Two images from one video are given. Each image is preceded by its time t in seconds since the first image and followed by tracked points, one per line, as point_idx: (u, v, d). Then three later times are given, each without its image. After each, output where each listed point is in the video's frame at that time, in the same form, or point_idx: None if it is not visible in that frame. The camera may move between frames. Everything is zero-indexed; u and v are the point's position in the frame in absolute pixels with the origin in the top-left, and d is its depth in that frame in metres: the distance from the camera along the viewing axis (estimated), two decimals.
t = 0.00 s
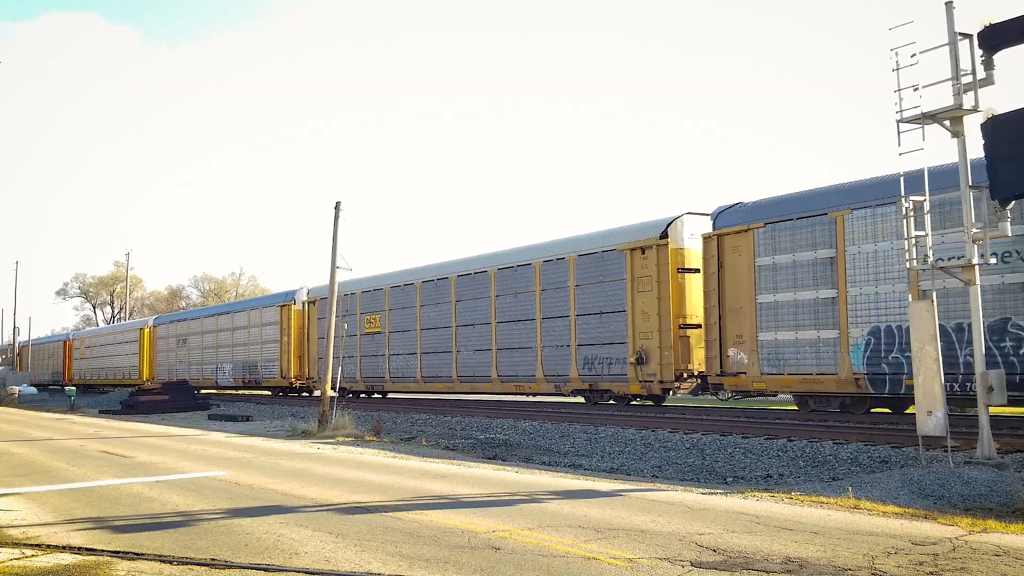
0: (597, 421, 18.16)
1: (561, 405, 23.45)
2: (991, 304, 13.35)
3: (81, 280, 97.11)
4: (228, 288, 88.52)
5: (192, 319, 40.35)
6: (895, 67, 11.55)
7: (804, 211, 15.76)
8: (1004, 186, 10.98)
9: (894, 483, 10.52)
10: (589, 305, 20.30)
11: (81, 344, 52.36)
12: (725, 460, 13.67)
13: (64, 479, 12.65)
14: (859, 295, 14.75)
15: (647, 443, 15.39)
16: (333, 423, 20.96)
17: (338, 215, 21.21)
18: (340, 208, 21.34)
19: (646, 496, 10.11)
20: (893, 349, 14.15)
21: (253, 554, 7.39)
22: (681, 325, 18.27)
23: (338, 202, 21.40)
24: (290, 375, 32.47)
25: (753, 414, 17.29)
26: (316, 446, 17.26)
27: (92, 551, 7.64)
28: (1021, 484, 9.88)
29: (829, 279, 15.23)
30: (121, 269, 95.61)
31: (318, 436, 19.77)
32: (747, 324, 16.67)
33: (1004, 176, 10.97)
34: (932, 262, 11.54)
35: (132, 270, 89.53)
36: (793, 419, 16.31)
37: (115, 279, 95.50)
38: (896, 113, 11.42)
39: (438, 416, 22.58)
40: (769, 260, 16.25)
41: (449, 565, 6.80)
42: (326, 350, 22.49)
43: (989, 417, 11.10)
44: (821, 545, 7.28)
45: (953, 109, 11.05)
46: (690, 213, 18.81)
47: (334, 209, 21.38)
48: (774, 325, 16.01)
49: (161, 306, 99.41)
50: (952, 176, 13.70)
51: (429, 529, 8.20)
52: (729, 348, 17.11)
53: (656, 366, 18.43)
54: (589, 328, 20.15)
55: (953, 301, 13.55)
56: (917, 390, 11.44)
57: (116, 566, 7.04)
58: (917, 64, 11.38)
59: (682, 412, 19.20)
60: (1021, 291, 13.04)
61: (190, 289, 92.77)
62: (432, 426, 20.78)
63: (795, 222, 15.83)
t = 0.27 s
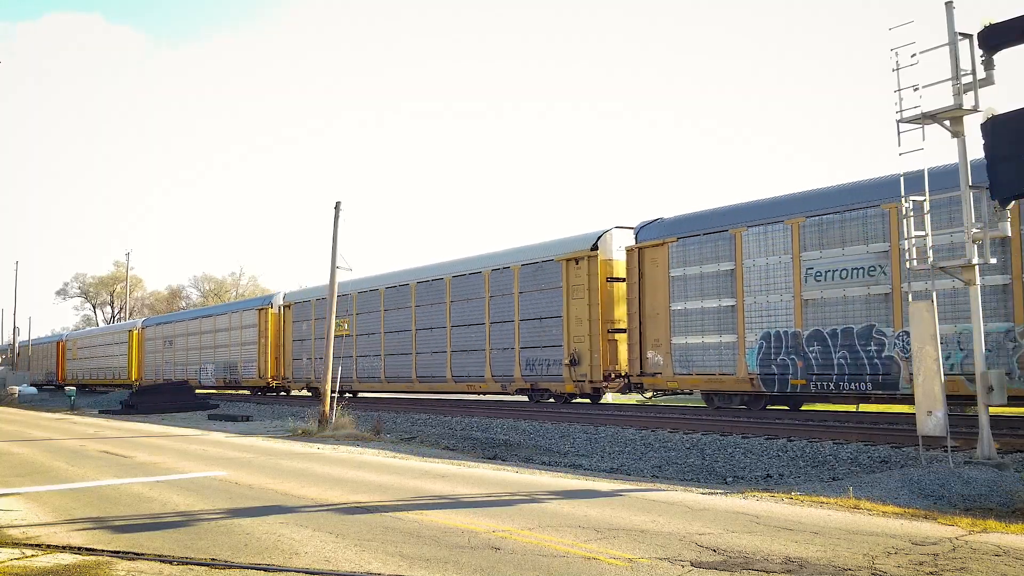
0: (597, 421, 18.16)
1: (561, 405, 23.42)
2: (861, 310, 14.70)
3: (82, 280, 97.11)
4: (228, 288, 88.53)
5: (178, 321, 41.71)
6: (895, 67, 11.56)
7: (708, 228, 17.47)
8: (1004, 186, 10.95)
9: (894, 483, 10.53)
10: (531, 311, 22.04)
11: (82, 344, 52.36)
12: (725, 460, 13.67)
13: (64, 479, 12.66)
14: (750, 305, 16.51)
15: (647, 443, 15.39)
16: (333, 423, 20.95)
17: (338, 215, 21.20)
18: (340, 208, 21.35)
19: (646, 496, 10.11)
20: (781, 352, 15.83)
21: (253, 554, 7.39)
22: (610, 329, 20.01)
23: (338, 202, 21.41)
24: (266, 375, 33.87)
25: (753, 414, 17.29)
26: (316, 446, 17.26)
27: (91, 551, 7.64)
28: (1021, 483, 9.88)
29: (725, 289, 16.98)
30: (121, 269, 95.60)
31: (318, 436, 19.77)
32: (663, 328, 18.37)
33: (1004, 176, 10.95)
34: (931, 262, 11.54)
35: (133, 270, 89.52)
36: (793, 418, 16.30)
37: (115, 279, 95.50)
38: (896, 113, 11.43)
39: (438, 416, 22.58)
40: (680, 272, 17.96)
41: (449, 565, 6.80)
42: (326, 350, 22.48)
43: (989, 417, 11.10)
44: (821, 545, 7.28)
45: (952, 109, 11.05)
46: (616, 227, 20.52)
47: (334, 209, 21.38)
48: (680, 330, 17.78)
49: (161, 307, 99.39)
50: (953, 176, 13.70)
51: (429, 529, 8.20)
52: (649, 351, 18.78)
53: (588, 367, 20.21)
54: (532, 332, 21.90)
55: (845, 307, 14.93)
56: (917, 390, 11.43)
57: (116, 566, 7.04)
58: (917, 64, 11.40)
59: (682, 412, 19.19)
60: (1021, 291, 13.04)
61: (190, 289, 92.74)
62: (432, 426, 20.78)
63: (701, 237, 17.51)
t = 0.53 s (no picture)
0: (597, 421, 18.16)
1: (561, 405, 23.41)
2: (754, 317, 16.23)
3: (81, 280, 97.07)
4: (228, 288, 88.54)
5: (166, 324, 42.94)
6: (895, 67, 11.57)
7: (630, 240, 19.06)
8: (1004, 186, 10.96)
9: (894, 483, 10.53)
10: (482, 315, 23.68)
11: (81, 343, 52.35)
12: (725, 460, 13.67)
13: (64, 479, 12.65)
14: (659, 310, 18.11)
15: (647, 443, 15.38)
16: (333, 423, 20.95)
17: (338, 215, 21.20)
18: (340, 208, 21.34)
19: (646, 497, 10.11)
20: (686, 355, 17.34)
21: (253, 554, 7.40)
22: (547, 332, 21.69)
23: (338, 202, 21.40)
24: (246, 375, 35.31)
25: (753, 414, 17.28)
26: (316, 446, 17.26)
27: (91, 551, 7.64)
28: (1021, 483, 9.88)
29: (639, 296, 18.64)
30: (121, 269, 95.61)
31: (318, 436, 19.76)
32: (591, 332, 19.99)
33: (1003, 176, 10.95)
34: (931, 262, 11.53)
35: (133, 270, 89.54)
36: (792, 418, 16.30)
37: (115, 279, 95.50)
38: (896, 113, 11.43)
39: (438, 416, 22.57)
40: (607, 281, 19.57)
41: (449, 565, 6.80)
42: (326, 350, 22.46)
43: (989, 417, 11.10)
44: (821, 545, 7.28)
45: (953, 109, 11.05)
46: (555, 238, 22.43)
47: (335, 209, 21.38)
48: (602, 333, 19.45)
49: (161, 307, 99.38)
50: (953, 176, 13.69)
51: (429, 529, 8.20)
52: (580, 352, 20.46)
53: (529, 368, 21.89)
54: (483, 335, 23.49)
55: (795, 311, 15.53)
56: (917, 390, 11.43)
57: (116, 566, 7.05)
58: (917, 64, 11.41)
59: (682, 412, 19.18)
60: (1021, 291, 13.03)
61: (190, 289, 92.72)
62: (432, 426, 20.77)
63: (624, 249, 19.11)
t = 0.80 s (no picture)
0: (597, 421, 18.16)
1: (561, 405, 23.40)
2: (668, 322, 17.85)
3: (81, 279, 97.03)
4: (228, 288, 88.55)
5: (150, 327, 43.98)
6: (895, 67, 11.57)
7: (624, 241, 19.01)
8: (1004, 186, 10.96)
9: (894, 483, 10.53)
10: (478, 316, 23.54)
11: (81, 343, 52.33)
12: (725, 460, 13.67)
13: (64, 479, 12.65)
14: (587, 317, 19.79)
15: (647, 443, 15.38)
16: (333, 423, 20.95)
17: (338, 215, 21.21)
18: (340, 208, 21.35)
19: (646, 497, 10.10)
20: (611, 357, 18.98)
21: (253, 554, 7.40)
22: (495, 336, 23.19)
23: (338, 202, 21.40)
24: (226, 375, 36.29)
25: (753, 414, 17.28)
26: (316, 446, 17.26)
27: (92, 551, 7.64)
28: (1021, 483, 9.88)
29: (570, 303, 20.36)
30: (121, 269, 95.62)
31: (318, 436, 19.76)
32: (532, 336, 21.56)
33: (1004, 176, 10.95)
34: (930, 262, 11.53)
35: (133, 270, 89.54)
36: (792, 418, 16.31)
37: (115, 279, 95.51)
38: (896, 113, 11.43)
39: (438, 416, 22.57)
40: (601, 282, 19.47)
41: (449, 565, 6.80)
42: (326, 350, 22.45)
43: (989, 417, 11.10)
44: (821, 545, 7.28)
45: (953, 109, 11.05)
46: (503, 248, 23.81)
47: (335, 209, 21.38)
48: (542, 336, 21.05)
49: (162, 307, 99.37)
50: (952, 175, 13.70)
51: (429, 529, 8.20)
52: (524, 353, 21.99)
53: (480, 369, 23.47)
54: (438, 338, 24.90)
55: (792, 313, 15.51)
56: (917, 389, 11.43)
57: (116, 566, 7.04)
58: (917, 64, 11.41)
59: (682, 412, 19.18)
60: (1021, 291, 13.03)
61: (190, 289, 92.70)
62: (432, 426, 20.77)
63: (560, 260, 20.78)
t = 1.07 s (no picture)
0: (597, 421, 18.16)
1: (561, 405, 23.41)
2: (597, 327, 19.87)
3: (81, 279, 97.03)
4: (228, 288, 88.57)
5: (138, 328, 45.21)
6: (895, 67, 11.56)
7: (622, 242, 19.38)
8: (1004, 186, 10.95)
9: (895, 483, 10.53)
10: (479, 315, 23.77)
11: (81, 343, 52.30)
12: (725, 460, 13.67)
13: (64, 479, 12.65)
14: (528, 323, 21.77)
15: (647, 443, 15.38)
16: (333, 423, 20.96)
17: (338, 215, 21.21)
18: (340, 208, 21.35)
19: (646, 497, 10.11)
20: (550, 358, 20.94)
21: (253, 554, 7.39)
22: (450, 338, 25.00)
23: (338, 202, 21.41)
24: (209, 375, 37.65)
25: (753, 414, 17.29)
26: (316, 445, 17.26)
27: (91, 551, 7.64)
28: (1021, 483, 9.88)
29: (513, 310, 22.34)
30: (121, 269, 95.65)
31: (318, 436, 19.77)
32: (482, 339, 23.43)
33: (1004, 176, 10.94)
34: (930, 261, 11.53)
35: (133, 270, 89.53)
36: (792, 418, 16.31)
37: (115, 279, 95.53)
38: (896, 113, 11.43)
39: (438, 416, 22.57)
40: (599, 283, 19.82)
41: (449, 565, 6.80)
42: (326, 350, 22.45)
43: (989, 418, 11.10)
44: (821, 545, 7.28)
45: (953, 109, 11.05)
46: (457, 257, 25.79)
47: (335, 209, 21.39)
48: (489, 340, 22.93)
49: (162, 307, 99.37)
50: (952, 175, 13.72)
51: (429, 529, 8.20)
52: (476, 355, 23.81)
53: (437, 369, 25.20)
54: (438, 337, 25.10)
55: (786, 312, 15.97)
56: (917, 389, 11.43)
57: (116, 566, 7.04)
58: (916, 63, 11.41)
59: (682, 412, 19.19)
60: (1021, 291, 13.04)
61: (190, 289, 92.70)
62: (432, 426, 20.77)
63: (506, 269, 22.77)
